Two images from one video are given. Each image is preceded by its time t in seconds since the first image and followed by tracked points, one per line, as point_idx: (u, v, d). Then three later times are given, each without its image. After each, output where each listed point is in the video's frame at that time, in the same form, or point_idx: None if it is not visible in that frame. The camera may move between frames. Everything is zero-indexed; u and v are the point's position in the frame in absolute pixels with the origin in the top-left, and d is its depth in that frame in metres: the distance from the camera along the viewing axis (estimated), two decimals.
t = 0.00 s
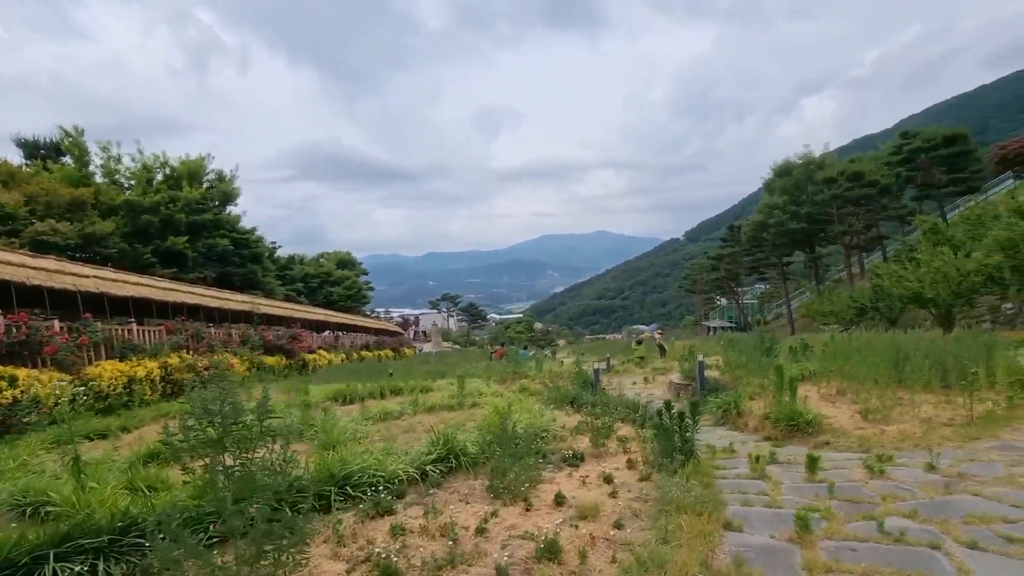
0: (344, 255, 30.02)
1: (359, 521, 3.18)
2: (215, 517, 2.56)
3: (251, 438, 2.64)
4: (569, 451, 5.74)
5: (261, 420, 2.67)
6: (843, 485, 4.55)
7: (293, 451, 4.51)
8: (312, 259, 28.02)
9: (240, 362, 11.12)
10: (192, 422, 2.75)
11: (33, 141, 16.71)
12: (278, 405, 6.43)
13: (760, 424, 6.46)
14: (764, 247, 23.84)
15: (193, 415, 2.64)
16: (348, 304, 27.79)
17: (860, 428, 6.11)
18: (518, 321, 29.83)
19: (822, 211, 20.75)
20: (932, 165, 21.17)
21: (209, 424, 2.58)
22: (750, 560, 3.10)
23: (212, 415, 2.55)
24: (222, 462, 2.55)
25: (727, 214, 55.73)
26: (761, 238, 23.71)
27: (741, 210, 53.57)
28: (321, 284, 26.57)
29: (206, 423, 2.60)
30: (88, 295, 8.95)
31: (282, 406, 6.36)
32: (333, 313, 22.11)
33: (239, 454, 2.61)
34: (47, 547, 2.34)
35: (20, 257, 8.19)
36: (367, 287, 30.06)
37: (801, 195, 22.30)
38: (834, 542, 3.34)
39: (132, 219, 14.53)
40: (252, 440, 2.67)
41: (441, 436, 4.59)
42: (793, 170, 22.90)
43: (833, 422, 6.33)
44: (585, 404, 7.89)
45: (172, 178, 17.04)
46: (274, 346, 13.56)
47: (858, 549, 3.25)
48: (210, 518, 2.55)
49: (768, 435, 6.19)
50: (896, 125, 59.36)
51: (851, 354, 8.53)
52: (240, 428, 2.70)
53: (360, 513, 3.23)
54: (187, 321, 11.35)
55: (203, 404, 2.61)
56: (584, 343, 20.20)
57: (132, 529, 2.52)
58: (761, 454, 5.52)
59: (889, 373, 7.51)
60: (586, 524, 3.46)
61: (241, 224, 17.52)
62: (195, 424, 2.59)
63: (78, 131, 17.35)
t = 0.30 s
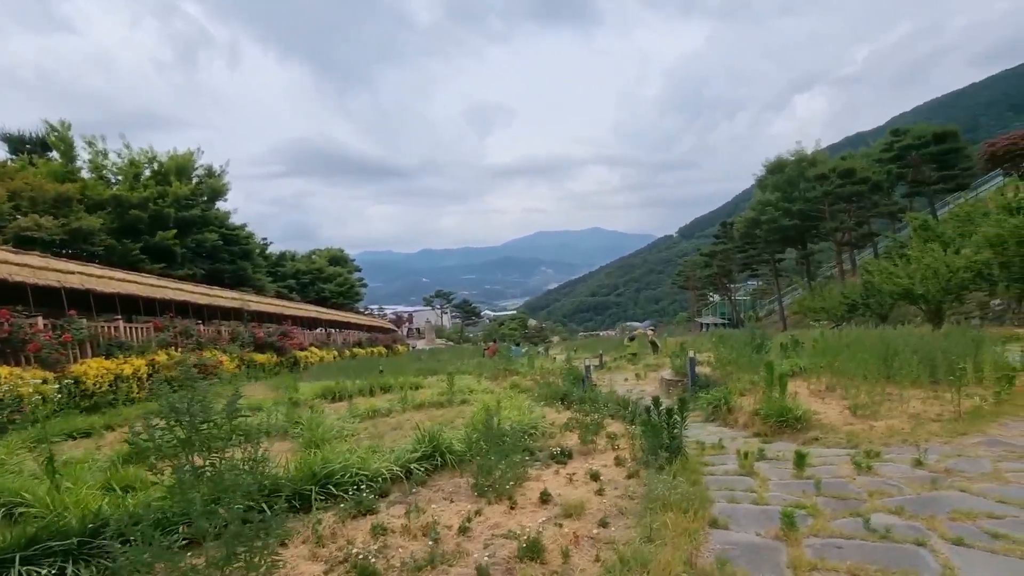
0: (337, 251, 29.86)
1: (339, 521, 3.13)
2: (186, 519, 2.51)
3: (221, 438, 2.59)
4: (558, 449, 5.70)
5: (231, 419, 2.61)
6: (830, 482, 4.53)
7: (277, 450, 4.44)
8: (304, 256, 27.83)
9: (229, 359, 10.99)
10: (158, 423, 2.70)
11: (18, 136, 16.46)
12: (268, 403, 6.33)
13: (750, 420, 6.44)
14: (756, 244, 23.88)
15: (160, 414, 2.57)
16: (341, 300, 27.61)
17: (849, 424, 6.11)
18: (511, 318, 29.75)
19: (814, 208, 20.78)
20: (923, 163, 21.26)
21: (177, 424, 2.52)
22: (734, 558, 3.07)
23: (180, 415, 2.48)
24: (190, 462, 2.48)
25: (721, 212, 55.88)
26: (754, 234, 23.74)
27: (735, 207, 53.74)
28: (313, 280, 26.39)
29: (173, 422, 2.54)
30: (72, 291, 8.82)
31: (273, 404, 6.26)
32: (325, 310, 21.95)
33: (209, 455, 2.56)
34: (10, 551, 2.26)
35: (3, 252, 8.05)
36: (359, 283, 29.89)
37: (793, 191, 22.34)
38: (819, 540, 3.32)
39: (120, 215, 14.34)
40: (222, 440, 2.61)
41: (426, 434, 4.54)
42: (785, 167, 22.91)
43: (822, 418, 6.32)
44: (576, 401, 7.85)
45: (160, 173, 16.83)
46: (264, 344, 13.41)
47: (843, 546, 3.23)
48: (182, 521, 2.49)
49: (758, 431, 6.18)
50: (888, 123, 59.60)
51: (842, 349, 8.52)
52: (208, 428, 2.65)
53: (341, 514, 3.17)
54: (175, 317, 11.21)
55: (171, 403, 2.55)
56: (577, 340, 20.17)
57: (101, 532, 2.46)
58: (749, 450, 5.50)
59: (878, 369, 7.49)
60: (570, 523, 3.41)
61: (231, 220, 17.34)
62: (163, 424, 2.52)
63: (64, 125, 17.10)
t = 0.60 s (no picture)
0: (319, 250, 29.53)
1: (309, 528, 3.05)
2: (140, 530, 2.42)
3: (178, 445, 2.50)
4: (538, 449, 5.66)
5: (188, 425, 2.53)
6: (808, 480, 4.54)
7: (249, 453, 4.33)
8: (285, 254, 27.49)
9: (206, 359, 10.78)
10: (112, 430, 2.61)
11: None
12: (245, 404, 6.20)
13: (731, 418, 6.46)
14: (737, 243, 24.06)
15: (113, 420, 2.48)
16: (323, 299, 27.32)
17: (827, 422, 6.14)
18: (495, 317, 29.67)
19: (794, 207, 20.97)
20: (899, 164, 21.51)
21: (130, 431, 2.43)
22: (711, 561, 3.05)
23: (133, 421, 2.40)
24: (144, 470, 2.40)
25: (704, 211, 56.25)
26: (735, 234, 23.92)
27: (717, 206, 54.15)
28: (294, 279, 26.07)
29: (127, 429, 2.45)
30: (41, 291, 8.58)
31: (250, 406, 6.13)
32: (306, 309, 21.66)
33: (165, 463, 2.47)
34: None
35: None
36: (341, 282, 29.60)
37: (773, 191, 22.53)
38: (797, 540, 3.31)
39: (93, 212, 14.01)
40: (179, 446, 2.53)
41: (403, 436, 4.46)
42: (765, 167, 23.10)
43: (801, 416, 6.35)
44: (559, 400, 7.81)
45: (135, 168, 16.48)
46: (243, 344, 13.16)
47: (820, 547, 3.22)
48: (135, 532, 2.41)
49: (738, 430, 6.19)
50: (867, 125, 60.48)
51: (820, 347, 8.57)
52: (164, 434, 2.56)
53: (311, 520, 3.09)
54: (150, 317, 10.98)
55: (124, 410, 2.46)
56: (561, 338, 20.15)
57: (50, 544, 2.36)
58: (729, 449, 5.50)
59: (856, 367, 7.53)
60: (548, 526, 3.36)
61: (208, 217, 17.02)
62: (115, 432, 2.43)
63: (34, 119, 16.65)
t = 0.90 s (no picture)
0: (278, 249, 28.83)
1: (255, 550, 2.90)
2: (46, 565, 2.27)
3: (90, 470, 2.35)
4: (502, 454, 5.56)
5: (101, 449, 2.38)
6: (769, 480, 4.56)
7: (198, 466, 4.13)
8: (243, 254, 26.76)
9: (154, 364, 10.35)
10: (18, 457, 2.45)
11: None
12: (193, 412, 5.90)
13: (693, 417, 6.49)
14: (698, 243, 24.41)
15: (17, 445, 2.32)
16: (282, 300, 26.68)
17: (785, 419, 6.21)
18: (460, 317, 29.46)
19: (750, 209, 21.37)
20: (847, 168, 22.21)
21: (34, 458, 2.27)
22: (675, 568, 3.00)
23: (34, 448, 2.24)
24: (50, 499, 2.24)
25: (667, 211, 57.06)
26: (696, 235, 24.26)
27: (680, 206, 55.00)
28: (251, 279, 25.37)
29: (31, 455, 2.30)
30: None
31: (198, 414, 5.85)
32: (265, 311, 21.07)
33: (78, 491, 2.31)
34: None
35: None
36: (302, 282, 28.97)
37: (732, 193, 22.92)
38: (759, 543, 3.29)
39: (29, 209, 13.35)
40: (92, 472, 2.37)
41: (360, 445, 4.31)
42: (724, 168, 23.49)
43: (760, 414, 6.41)
44: (523, 401, 7.73)
45: (76, 163, 15.76)
46: (195, 348, 12.52)
47: (781, 549, 3.21)
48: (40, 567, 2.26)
49: (700, 428, 6.21)
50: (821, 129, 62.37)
51: (777, 346, 8.70)
52: (75, 459, 2.40)
53: (258, 540, 2.95)
54: (92, 322, 10.48)
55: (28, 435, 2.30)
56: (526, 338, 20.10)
57: None
58: (693, 449, 5.50)
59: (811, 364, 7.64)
60: (509, 537, 3.27)
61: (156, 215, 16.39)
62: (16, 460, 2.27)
63: None
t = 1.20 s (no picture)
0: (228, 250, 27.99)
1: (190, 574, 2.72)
2: None
3: None
4: (461, 459, 5.44)
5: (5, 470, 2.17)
6: (725, 479, 4.57)
7: (131, 484, 3.89)
8: (190, 255, 25.86)
9: (89, 371, 9.82)
10: None
11: None
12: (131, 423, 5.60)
13: (652, 416, 6.50)
14: (654, 245, 24.73)
15: None
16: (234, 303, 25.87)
17: (739, 416, 6.28)
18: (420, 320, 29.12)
19: (704, 211, 21.74)
20: (793, 173, 22.85)
21: None
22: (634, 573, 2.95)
23: None
24: None
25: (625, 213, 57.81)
26: (653, 237, 24.58)
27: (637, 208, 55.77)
28: (199, 281, 24.52)
29: None
30: None
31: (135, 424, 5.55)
32: (214, 314, 20.37)
33: None
34: None
35: None
36: (254, 284, 28.17)
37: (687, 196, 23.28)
38: (716, 544, 3.27)
39: None
40: None
41: (310, 456, 4.13)
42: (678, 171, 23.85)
43: (715, 412, 6.46)
44: (481, 403, 7.62)
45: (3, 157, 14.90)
46: (138, 353, 12.01)
47: (738, 550, 3.19)
48: None
49: (658, 428, 6.22)
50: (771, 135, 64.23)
51: (730, 345, 8.81)
52: None
53: (194, 566, 2.77)
54: (18, 327, 9.90)
55: None
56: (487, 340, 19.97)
57: None
58: (652, 449, 5.48)
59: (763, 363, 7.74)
60: (466, 548, 3.17)
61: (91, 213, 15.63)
62: None
63: None
